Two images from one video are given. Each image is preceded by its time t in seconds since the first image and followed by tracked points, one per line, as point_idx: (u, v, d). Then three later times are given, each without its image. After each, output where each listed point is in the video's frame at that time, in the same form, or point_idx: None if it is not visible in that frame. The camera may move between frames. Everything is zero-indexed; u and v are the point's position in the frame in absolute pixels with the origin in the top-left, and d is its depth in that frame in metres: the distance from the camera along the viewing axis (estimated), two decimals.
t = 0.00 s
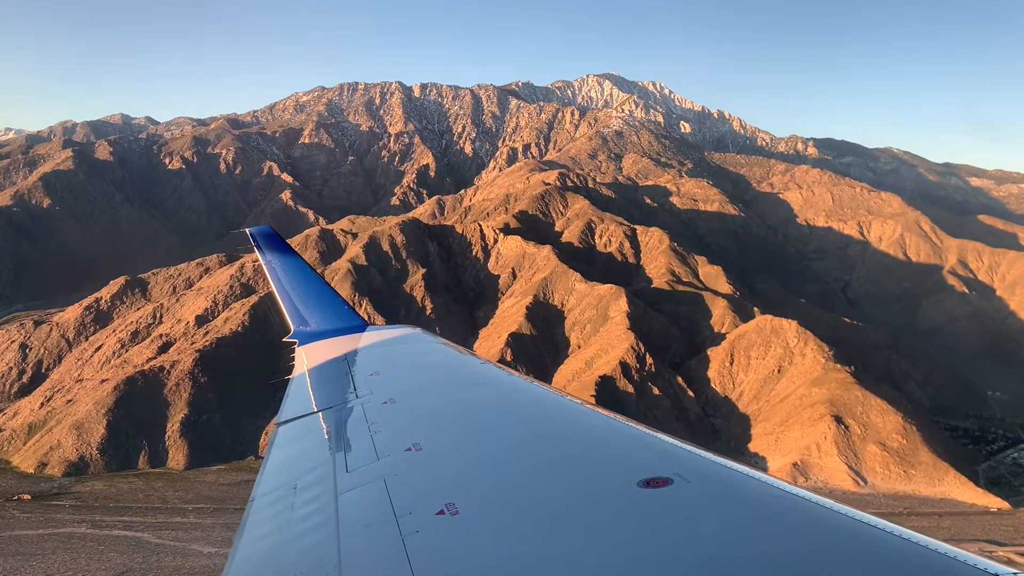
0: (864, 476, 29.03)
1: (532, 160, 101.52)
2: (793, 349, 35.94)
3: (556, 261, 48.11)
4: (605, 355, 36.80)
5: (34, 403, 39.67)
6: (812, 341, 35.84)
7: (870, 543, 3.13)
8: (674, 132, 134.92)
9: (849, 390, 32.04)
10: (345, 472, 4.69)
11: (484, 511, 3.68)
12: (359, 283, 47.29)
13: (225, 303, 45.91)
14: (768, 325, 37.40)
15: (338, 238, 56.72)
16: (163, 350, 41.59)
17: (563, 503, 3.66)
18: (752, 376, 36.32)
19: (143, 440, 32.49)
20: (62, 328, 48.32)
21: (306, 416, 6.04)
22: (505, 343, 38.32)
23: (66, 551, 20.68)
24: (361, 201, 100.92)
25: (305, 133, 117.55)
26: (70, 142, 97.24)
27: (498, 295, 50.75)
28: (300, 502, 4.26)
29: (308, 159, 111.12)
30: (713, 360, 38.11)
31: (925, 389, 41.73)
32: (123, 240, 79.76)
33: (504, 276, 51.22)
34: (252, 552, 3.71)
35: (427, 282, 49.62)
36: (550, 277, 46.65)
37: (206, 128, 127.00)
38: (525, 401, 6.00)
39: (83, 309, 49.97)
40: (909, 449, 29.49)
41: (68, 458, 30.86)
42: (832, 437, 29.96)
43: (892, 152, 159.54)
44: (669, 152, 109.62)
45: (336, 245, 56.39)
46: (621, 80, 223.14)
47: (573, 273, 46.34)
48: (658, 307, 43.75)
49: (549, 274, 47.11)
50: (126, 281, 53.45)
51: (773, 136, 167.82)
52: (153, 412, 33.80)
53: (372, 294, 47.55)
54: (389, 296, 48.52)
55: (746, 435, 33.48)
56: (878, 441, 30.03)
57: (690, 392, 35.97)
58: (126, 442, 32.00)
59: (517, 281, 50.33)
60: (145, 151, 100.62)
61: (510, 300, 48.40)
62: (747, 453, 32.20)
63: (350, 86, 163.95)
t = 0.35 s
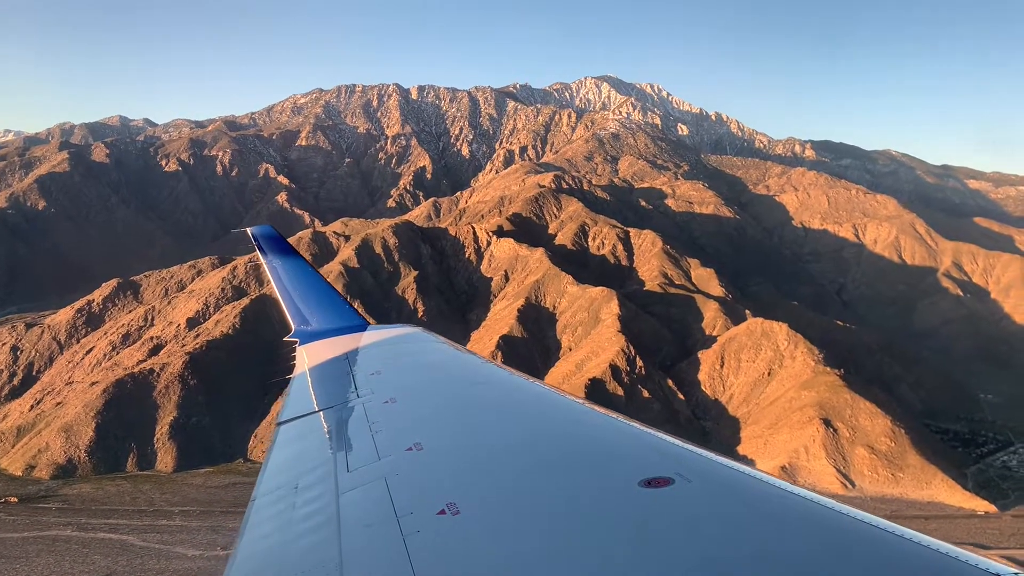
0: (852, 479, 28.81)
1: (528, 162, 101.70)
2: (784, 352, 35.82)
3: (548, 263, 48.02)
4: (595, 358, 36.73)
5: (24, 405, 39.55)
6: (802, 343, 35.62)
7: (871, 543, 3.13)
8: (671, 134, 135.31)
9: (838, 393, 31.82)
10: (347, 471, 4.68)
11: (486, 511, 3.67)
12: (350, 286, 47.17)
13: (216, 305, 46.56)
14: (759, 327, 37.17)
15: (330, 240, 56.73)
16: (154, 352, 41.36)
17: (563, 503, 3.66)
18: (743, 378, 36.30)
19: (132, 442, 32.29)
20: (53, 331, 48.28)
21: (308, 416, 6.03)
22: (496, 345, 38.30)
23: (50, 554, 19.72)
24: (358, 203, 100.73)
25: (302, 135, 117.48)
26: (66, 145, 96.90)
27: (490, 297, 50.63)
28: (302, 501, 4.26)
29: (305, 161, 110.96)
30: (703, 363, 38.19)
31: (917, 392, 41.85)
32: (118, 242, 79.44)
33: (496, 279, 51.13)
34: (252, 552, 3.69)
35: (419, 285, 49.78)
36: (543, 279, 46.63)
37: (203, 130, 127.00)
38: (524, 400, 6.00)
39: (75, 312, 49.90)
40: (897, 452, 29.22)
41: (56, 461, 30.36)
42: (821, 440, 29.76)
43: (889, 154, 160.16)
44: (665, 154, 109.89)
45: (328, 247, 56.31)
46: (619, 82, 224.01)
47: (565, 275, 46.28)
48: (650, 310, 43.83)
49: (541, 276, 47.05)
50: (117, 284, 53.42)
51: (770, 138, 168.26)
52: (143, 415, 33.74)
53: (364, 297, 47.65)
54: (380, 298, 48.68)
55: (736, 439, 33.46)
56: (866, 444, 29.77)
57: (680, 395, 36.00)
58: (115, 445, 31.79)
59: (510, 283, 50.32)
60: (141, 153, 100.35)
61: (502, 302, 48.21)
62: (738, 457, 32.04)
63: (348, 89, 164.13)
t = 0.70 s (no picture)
0: (841, 482, 28.67)
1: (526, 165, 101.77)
2: (775, 355, 35.80)
3: (541, 267, 48.08)
4: (587, 360, 36.73)
5: (15, 408, 40.01)
6: (793, 346, 35.67)
7: (876, 540, 3.14)
8: (669, 137, 135.49)
9: (828, 396, 31.74)
10: (349, 469, 4.68)
11: (486, 507, 3.70)
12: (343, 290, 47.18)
13: (209, 308, 46.65)
14: (750, 331, 37.39)
15: (323, 243, 56.79)
16: (146, 355, 41.57)
17: (566, 501, 3.65)
18: (734, 382, 36.29)
19: (121, 444, 32.03)
20: (46, 333, 48.28)
21: (308, 414, 6.03)
22: (487, 349, 38.39)
23: (34, 558, 18.47)
24: (355, 205, 100.59)
25: (300, 137, 117.52)
26: (64, 147, 96.78)
27: (484, 300, 50.77)
28: (304, 499, 4.27)
29: (303, 164, 110.96)
30: (694, 366, 38.24)
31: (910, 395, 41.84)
32: (114, 244, 79.28)
33: (490, 282, 51.20)
34: (254, 550, 3.69)
35: (412, 287, 49.95)
36: (536, 282, 46.74)
37: (201, 132, 127.00)
38: (527, 398, 6.00)
39: (68, 313, 49.87)
40: (887, 455, 29.09)
41: (46, 463, 29.67)
42: (810, 443, 29.58)
43: (888, 157, 160.34)
44: (662, 157, 110.01)
45: (322, 250, 56.38)
46: (618, 84, 224.46)
47: (559, 278, 46.36)
48: (643, 313, 43.90)
49: (534, 279, 47.14)
50: (111, 285, 53.26)
51: (769, 141, 168.47)
52: (134, 417, 33.65)
53: (358, 300, 47.75)
54: (374, 301, 48.86)
55: (726, 441, 33.30)
56: (856, 447, 29.63)
57: (670, 398, 36.00)
58: (104, 447, 31.46)
59: (503, 286, 50.40)
60: (139, 156, 100.14)
61: (495, 305, 48.27)
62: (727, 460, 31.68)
63: (346, 91, 164.33)
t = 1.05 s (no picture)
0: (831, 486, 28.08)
1: (524, 168, 101.89)
2: (766, 358, 35.69)
3: (535, 270, 48.14)
4: (579, 364, 36.72)
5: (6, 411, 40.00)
6: (785, 350, 35.56)
7: (879, 539, 3.13)
8: (667, 140, 135.74)
9: (819, 400, 31.38)
10: (350, 467, 4.67)
11: (487, 505, 3.70)
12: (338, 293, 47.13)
13: (202, 311, 46.90)
14: (742, 334, 37.40)
15: (317, 247, 56.92)
16: (138, 358, 41.48)
17: (567, 500, 3.63)
18: (725, 386, 36.10)
19: (112, 447, 32.09)
20: (40, 336, 48.45)
21: (309, 412, 6.02)
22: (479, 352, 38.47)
23: (21, 560, 19.25)
24: (353, 208, 100.58)
25: (298, 140, 117.58)
26: (62, 150, 96.61)
27: (478, 303, 50.84)
28: (305, 497, 4.27)
29: (301, 167, 111.09)
30: (686, 369, 38.10)
31: (903, 398, 41.94)
32: (111, 247, 79.19)
33: (484, 285, 51.25)
34: (255, 549, 3.67)
35: (406, 292, 50.19)
36: (530, 285, 46.81)
37: (200, 135, 127.07)
38: (528, 395, 6.01)
39: (61, 317, 49.81)
40: (877, 459, 28.65)
41: (36, 466, 29.98)
42: (800, 447, 29.22)
43: (887, 160, 160.52)
44: (660, 160, 110.12)
45: (317, 253, 56.45)
46: (618, 87, 224.98)
47: (552, 282, 46.45)
48: (636, 316, 43.92)
49: (528, 282, 47.21)
50: (105, 289, 53.20)
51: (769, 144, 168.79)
52: (125, 420, 33.65)
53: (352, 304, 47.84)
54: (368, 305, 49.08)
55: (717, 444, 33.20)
56: (846, 451, 29.23)
57: (662, 402, 35.93)
58: (95, 449, 31.65)
59: (497, 290, 50.46)
60: (137, 159, 99.80)
61: (489, 308, 48.34)
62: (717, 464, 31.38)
63: (345, 94, 164.55)
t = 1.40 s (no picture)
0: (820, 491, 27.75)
1: (521, 172, 102.00)
2: (758, 363, 35.65)
3: (528, 274, 48.13)
4: (570, 368, 36.66)
5: None
6: (776, 355, 35.62)
7: (879, 538, 3.13)
8: (665, 144, 136.13)
9: (809, 405, 31.25)
10: (350, 465, 4.67)
11: (487, 503, 3.69)
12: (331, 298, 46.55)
13: (194, 316, 46.68)
14: (734, 339, 37.27)
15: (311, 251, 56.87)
16: (129, 362, 41.40)
17: (567, 499, 3.63)
18: (716, 391, 36.07)
19: (101, 452, 32.13)
20: (31, 340, 48.56)
21: (310, 411, 5.99)
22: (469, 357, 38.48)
23: (7, 564, 20.25)
24: (350, 212, 100.65)
25: (296, 144, 117.76)
26: (59, 154, 96.53)
27: (471, 307, 50.78)
28: (307, 495, 4.26)
29: (299, 171, 111.10)
30: (678, 374, 37.99)
31: (896, 402, 42.08)
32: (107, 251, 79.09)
33: (477, 289, 51.22)
34: (255, 547, 3.67)
35: (398, 296, 50.98)
36: (522, 290, 46.84)
37: (198, 139, 127.05)
38: (528, 394, 6.02)
39: (54, 321, 49.83)
40: (866, 464, 28.58)
41: (25, 471, 30.49)
42: (789, 452, 28.99)
43: (885, 164, 160.84)
44: (656, 164, 110.35)
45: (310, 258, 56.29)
46: (616, 91, 225.55)
47: (545, 286, 46.44)
48: (629, 321, 43.92)
49: (521, 287, 47.25)
50: (98, 294, 53.12)
51: (767, 148, 169.04)
52: (114, 425, 33.57)
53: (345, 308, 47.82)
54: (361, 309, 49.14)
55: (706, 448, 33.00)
56: (835, 456, 29.05)
57: (653, 406, 35.67)
58: (85, 454, 31.67)
59: (490, 294, 50.44)
60: (134, 163, 99.71)
61: (481, 312, 48.29)
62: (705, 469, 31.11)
63: (343, 98, 164.78)
